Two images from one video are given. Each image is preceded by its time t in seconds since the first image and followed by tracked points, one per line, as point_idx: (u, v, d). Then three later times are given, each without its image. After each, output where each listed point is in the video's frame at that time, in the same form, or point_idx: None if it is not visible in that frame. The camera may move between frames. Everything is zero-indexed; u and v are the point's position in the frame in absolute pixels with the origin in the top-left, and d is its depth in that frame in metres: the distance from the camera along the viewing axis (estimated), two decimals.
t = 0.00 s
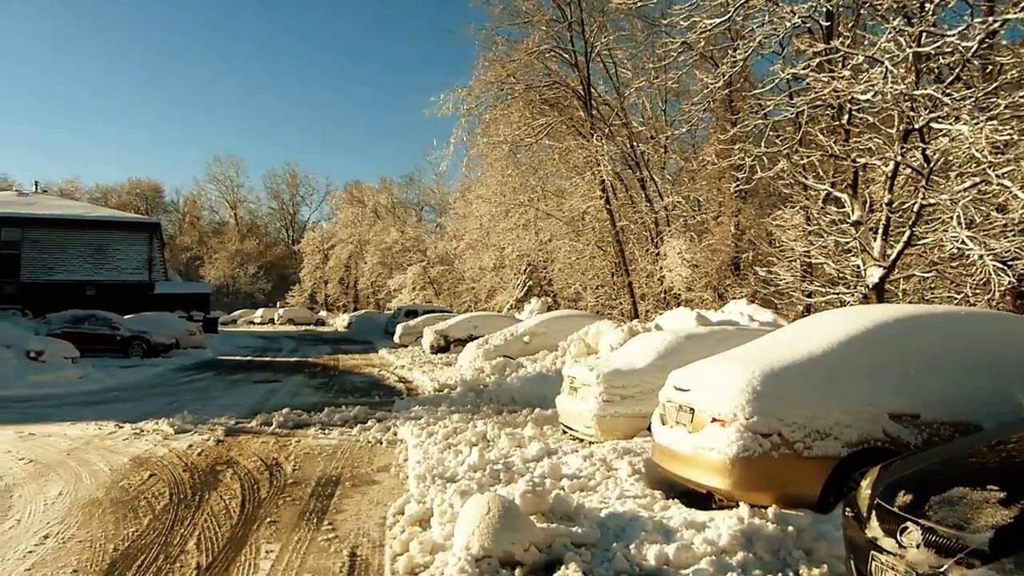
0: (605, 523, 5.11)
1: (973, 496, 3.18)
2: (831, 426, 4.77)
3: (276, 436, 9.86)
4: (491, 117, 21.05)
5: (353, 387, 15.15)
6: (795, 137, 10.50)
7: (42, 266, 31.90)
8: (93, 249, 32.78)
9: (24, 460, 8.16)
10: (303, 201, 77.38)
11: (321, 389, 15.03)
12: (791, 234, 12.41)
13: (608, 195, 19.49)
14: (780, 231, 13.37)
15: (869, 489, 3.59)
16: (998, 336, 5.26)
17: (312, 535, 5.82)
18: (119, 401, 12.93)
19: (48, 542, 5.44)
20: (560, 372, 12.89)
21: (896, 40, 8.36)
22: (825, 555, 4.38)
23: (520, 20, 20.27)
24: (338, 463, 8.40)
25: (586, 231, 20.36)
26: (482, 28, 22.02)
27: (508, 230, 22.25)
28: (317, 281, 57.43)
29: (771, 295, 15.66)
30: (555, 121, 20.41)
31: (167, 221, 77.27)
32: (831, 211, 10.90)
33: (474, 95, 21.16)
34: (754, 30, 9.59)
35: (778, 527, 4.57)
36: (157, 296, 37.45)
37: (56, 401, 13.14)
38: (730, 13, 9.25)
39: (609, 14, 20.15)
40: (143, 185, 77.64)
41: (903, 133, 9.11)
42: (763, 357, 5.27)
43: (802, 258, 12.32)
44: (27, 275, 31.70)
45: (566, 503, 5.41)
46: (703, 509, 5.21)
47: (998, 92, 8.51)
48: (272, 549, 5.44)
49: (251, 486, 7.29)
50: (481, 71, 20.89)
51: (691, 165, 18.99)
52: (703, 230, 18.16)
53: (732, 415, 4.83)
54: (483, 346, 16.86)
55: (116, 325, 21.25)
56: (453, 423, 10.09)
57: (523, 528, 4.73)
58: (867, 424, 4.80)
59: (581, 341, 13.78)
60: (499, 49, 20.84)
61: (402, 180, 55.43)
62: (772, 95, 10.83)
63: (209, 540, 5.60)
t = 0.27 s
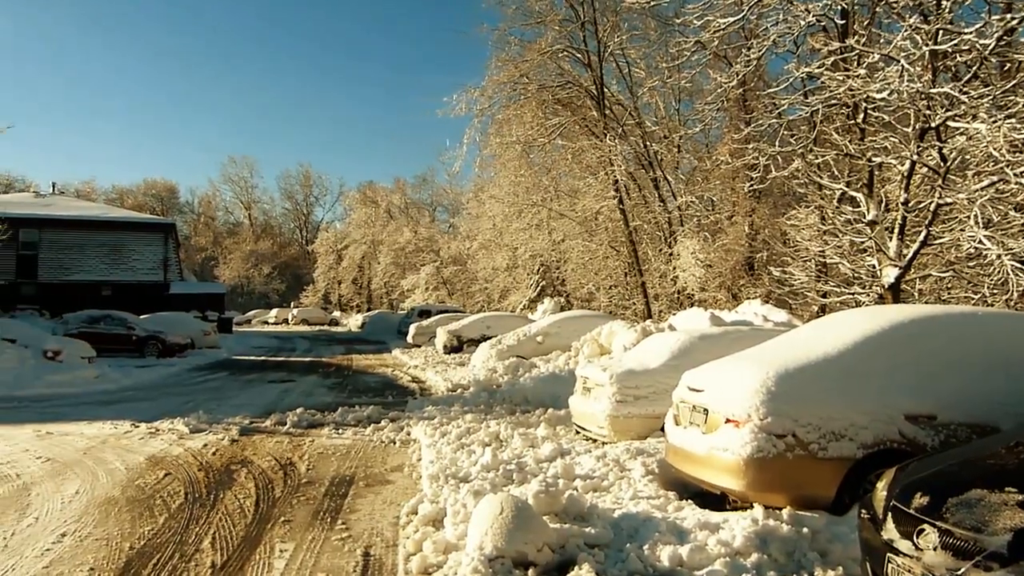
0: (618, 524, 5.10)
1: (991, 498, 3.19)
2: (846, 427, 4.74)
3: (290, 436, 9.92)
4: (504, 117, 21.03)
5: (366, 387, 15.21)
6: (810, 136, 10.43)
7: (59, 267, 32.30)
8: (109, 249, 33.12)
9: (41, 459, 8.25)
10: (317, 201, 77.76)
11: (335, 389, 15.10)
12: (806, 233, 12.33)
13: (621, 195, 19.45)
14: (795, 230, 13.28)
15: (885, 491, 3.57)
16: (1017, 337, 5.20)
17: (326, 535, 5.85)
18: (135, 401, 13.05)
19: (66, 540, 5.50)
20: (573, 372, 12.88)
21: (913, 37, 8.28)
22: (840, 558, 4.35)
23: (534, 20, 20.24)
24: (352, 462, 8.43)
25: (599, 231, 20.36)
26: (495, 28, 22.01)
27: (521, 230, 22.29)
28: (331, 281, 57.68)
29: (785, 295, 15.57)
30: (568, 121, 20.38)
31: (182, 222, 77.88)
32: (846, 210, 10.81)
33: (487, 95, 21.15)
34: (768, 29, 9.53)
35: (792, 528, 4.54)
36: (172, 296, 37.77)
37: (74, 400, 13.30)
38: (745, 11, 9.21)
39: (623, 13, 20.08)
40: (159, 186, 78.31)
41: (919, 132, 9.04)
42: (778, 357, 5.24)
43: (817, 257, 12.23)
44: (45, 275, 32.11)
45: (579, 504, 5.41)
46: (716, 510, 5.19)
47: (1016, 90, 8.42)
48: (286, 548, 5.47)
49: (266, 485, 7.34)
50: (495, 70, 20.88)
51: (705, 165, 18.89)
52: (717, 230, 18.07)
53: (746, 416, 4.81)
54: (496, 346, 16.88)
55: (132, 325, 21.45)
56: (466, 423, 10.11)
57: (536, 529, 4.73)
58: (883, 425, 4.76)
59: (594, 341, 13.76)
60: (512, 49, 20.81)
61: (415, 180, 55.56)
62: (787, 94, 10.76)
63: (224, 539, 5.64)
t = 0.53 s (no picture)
0: (633, 525, 5.09)
1: (1011, 501, 3.15)
2: (863, 428, 4.70)
3: (305, 436, 9.97)
4: (517, 117, 21.01)
5: (380, 387, 15.27)
6: (826, 135, 10.34)
7: (77, 268, 32.71)
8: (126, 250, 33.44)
9: (60, 458, 8.35)
10: (332, 202, 78.14)
11: (349, 389, 15.17)
12: (822, 233, 12.22)
13: (635, 195, 19.41)
14: (811, 230, 13.18)
15: (902, 492, 3.53)
16: None
17: (341, 534, 5.87)
18: (151, 401, 13.18)
19: (84, 538, 5.56)
20: (587, 372, 12.86)
21: (930, 35, 8.19)
22: (857, 560, 4.31)
23: (547, 20, 20.19)
24: (366, 462, 8.47)
25: (613, 230, 20.34)
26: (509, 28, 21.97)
27: (535, 230, 22.40)
28: (345, 281, 57.92)
29: (801, 295, 15.47)
30: (582, 121, 20.34)
31: (198, 223, 78.51)
32: (862, 210, 10.73)
33: (500, 95, 21.11)
34: (783, 27, 9.46)
35: (809, 529, 4.51)
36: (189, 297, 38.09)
37: (92, 400, 13.45)
38: (759, 10, 9.16)
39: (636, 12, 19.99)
40: (175, 188, 79.00)
41: (937, 130, 8.95)
42: (794, 357, 5.21)
43: (833, 257, 12.13)
44: (63, 277, 32.53)
45: (593, 505, 5.40)
46: (732, 512, 5.16)
47: None
48: (301, 547, 5.50)
49: (281, 485, 7.38)
50: (508, 71, 20.86)
51: (719, 164, 18.77)
52: (732, 229, 17.98)
53: (761, 417, 4.78)
54: (510, 346, 16.88)
55: (148, 325, 21.66)
56: (480, 423, 10.12)
57: (550, 529, 4.73)
58: (901, 426, 4.72)
59: (608, 342, 13.74)
60: (525, 49, 20.75)
61: (429, 181, 55.68)
62: (802, 93, 10.68)
63: (240, 538, 5.68)
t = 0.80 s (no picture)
0: (649, 526, 5.07)
1: None
2: (883, 429, 4.65)
3: (322, 435, 10.04)
4: (533, 117, 20.98)
5: (397, 387, 15.32)
6: (845, 133, 10.23)
7: (98, 268, 33.06)
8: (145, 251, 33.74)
9: (80, 456, 8.46)
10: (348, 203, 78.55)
11: (366, 388, 15.23)
12: (840, 232, 12.11)
13: (651, 195, 19.34)
14: (830, 229, 13.06)
15: (923, 495, 3.49)
16: None
17: (357, 533, 5.90)
18: (170, 400, 13.32)
19: (104, 536, 5.63)
20: (604, 372, 12.84)
21: (951, 32, 8.07)
22: (877, 562, 4.26)
23: (563, 19, 20.12)
24: (383, 462, 8.50)
25: (630, 230, 20.33)
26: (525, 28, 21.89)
27: (550, 230, 22.54)
28: (362, 281, 58.18)
29: (820, 295, 15.34)
30: (598, 121, 20.27)
31: (216, 223, 79.20)
32: (881, 209, 10.62)
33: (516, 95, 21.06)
34: (802, 24, 9.37)
35: (827, 531, 4.47)
36: (207, 297, 38.44)
37: (112, 399, 13.61)
38: (776, 8, 9.08)
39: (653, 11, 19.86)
40: (193, 189, 79.75)
41: (958, 128, 8.83)
42: (812, 358, 5.16)
43: (852, 256, 12.02)
44: (83, 276, 32.89)
45: (610, 505, 5.39)
46: (750, 513, 5.13)
47: None
48: (318, 546, 5.54)
49: (298, 484, 7.43)
50: (524, 70, 20.79)
51: (736, 163, 18.63)
52: (749, 229, 17.85)
53: (779, 418, 4.74)
54: (526, 346, 16.88)
55: (168, 325, 21.88)
56: (496, 423, 10.13)
57: (567, 530, 4.72)
58: (921, 428, 4.67)
59: (624, 342, 13.71)
60: (541, 49, 20.64)
61: (445, 181, 55.79)
62: (820, 91, 10.58)
63: (257, 537, 5.73)
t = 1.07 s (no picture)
0: (667, 528, 5.06)
1: None
2: (903, 431, 4.61)
3: (339, 435, 10.11)
4: (550, 117, 20.95)
5: (414, 387, 15.39)
6: (865, 132, 10.13)
7: (118, 268, 33.42)
8: (164, 252, 34.14)
9: (102, 455, 8.59)
10: (366, 204, 78.97)
11: (383, 389, 15.31)
12: (860, 232, 12.00)
13: (669, 195, 19.25)
14: (850, 229, 12.93)
15: (945, 498, 3.45)
16: None
17: (375, 533, 5.95)
18: (190, 400, 13.47)
19: (125, 534, 5.72)
20: (621, 373, 12.81)
21: (974, 29, 7.98)
22: (898, 565, 4.23)
23: (580, 19, 20.07)
24: (400, 462, 8.55)
25: (647, 231, 20.30)
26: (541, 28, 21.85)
27: (567, 231, 22.58)
28: (379, 282, 58.44)
29: (839, 295, 15.21)
30: (615, 121, 20.22)
31: (235, 225, 79.93)
32: (902, 208, 10.51)
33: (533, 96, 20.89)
34: (820, 23, 9.29)
35: (847, 534, 4.44)
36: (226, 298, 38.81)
37: (133, 398, 13.79)
38: (795, 6, 9.01)
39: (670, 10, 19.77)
40: (212, 190, 80.53)
41: (980, 126, 8.73)
42: (831, 359, 5.12)
43: (872, 256, 11.90)
44: (104, 277, 33.24)
45: (627, 507, 5.39)
46: (768, 515, 5.11)
47: None
48: (336, 546, 5.58)
49: (316, 483, 7.50)
50: (541, 71, 20.75)
51: (755, 163, 18.49)
52: (767, 229, 17.72)
53: (798, 419, 4.71)
54: (543, 347, 16.87)
55: (187, 325, 22.13)
56: (513, 424, 10.14)
57: (583, 531, 4.72)
58: (943, 430, 4.61)
59: (641, 342, 13.67)
60: (558, 49, 20.60)
61: (462, 182, 55.93)
62: (839, 90, 10.50)
63: (276, 536, 5.79)
